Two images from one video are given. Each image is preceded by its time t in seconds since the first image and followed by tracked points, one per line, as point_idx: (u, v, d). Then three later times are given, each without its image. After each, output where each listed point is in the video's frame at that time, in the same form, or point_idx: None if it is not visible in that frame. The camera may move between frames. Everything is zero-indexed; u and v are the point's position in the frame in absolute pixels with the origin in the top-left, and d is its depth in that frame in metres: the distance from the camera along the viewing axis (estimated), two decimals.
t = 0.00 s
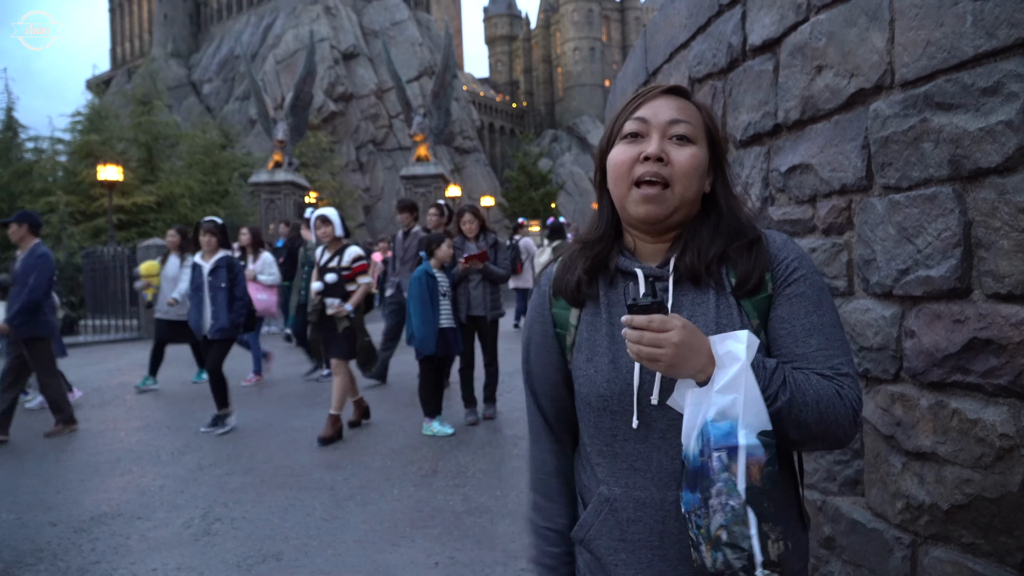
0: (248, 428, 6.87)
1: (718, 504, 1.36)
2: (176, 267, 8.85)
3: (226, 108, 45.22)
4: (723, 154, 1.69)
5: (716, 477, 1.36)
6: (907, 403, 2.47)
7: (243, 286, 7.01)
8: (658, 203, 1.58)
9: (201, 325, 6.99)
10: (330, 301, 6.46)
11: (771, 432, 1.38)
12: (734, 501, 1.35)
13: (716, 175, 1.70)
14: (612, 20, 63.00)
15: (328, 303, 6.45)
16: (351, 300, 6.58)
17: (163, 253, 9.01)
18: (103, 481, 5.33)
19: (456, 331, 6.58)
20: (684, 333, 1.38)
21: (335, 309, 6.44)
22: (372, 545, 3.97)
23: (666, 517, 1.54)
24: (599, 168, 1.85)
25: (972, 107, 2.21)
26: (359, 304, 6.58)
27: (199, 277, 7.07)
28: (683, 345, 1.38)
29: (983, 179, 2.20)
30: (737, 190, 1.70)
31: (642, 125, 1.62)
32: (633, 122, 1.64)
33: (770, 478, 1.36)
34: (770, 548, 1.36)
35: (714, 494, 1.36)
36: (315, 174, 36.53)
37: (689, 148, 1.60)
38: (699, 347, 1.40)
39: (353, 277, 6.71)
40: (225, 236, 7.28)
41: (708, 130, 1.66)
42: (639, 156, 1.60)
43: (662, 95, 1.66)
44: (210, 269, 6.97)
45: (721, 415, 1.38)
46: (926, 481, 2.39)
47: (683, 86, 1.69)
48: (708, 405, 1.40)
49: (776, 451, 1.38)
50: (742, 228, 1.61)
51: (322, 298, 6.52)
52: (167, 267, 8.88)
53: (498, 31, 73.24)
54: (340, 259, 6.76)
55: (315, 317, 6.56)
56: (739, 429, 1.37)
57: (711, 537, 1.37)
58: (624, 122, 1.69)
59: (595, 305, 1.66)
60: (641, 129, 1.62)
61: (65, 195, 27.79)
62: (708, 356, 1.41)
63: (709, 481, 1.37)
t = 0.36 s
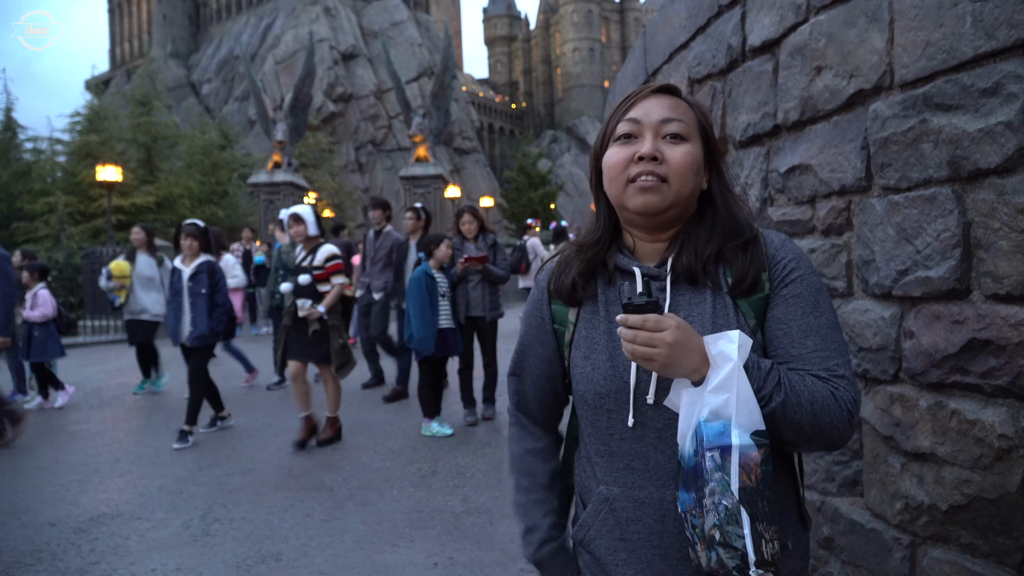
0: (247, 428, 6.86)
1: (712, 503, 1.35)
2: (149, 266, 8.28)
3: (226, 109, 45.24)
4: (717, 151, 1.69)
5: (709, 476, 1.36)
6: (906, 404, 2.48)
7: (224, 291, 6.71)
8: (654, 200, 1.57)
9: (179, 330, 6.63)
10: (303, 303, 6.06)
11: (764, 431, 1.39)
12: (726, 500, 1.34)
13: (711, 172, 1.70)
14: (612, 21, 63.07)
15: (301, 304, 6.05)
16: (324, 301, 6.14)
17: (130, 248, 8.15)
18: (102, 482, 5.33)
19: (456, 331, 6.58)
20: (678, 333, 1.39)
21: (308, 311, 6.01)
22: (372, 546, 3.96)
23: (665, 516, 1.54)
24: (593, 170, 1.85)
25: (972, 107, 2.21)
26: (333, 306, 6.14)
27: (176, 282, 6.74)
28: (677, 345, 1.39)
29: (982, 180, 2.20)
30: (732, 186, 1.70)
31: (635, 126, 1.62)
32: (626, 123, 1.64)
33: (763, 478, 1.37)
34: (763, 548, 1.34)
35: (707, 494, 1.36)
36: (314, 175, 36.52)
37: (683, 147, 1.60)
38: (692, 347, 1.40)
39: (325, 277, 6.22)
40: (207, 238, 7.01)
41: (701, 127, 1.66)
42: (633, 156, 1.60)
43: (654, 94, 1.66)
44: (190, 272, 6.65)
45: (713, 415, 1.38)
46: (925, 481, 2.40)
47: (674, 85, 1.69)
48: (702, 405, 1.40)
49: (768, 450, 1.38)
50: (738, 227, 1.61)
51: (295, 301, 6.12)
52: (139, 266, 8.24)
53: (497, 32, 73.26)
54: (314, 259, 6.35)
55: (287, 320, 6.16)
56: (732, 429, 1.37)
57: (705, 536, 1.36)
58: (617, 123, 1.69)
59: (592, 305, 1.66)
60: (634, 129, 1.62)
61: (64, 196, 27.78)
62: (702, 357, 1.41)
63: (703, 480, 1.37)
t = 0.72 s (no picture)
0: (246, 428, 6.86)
1: (727, 506, 1.36)
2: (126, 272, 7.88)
3: (225, 108, 45.25)
4: (717, 148, 1.69)
5: (723, 478, 1.37)
6: (905, 403, 2.48)
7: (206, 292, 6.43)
8: (654, 201, 1.58)
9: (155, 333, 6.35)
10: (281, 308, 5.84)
11: (774, 431, 1.40)
12: (742, 503, 1.36)
13: (711, 170, 1.70)
14: (612, 21, 63.12)
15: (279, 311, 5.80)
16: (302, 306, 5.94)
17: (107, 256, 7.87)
18: (100, 481, 5.33)
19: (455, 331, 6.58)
20: (681, 333, 1.39)
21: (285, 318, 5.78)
22: (370, 545, 3.96)
23: (666, 515, 1.54)
24: (593, 170, 1.85)
25: (970, 107, 2.21)
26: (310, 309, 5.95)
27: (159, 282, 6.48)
28: (681, 345, 1.39)
29: (981, 180, 2.21)
30: (733, 184, 1.71)
31: (633, 126, 1.63)
32: (624, 123, 1.64)
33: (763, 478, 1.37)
34: (780, 547, 1.36)
35: (721, 496, 1.37)
36: (313, 174, 36.52)
37: (682, 146, 1.60)
38: (697, 348, 1.40)
39: (299, 279, 6.01)
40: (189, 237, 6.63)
41: (700, 125, 1.66)
42: (632, 156, 1.60)
43: (652, 93, 1.67)
44: (171, 271, 6.44)
45: (723, 416, 1.39)
46: (923, 480, 2.40)
47: (672, 84, 1.69)
48: (711, 407, 1.40)
49: (779, 450, 1.39)
50: (738, 226, 1.61)
51: (271, 307, 5.88)
52: (115, 271, 7.88)
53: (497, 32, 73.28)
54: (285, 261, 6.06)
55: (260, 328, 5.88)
56: (742, 430, 1.38)
57: (719, 539, 1.36)
58: (615, 123, 1.69)
59: (592, 303, 1.67)
60: (633, 130, 1.63)
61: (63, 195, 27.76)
62: (706, 357, 1.41)
63: (715, 482, 1.38)
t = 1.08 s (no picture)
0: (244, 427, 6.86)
1: (708, 510, 1.36)
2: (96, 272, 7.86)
3: (224, 108, 45.21)
4: (716, 149, 1.69)
5: (706, 482, 1.37)
6: (903, 403, 2.48)
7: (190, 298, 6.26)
8: (651, 201, 1.58)
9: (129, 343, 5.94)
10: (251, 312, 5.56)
11: (761, 437, 1.39)
12: (722, 508, 1.35)
13: (710, 170, 1.70)
14: (611, 20, 63.15)
15: (250, 316, 5.55)
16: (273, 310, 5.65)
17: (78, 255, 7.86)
18: (99, 481, 5.33)
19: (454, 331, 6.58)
20: (676, 337, 1.39)
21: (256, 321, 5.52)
22: (369, 544, 3.97)
23: (661, 520, 1.54)
24: (591, 169, 1.85)
25: (968, 107, 2.21)
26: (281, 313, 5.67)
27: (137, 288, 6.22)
28: (676, 349, 1.39)
29: (979, 180, 2.21)
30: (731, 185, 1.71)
31: (631, 124, 1.63)
32: (623, 122, 1.64)
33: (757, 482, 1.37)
34: (760, 555, 1.35)
35: (703, 500, 1.36)
36: (312, 174, 36.50)
37: (680, 145, 1.60)
38: (691, 351, 1.40)
39: (270, 284, 5.70)
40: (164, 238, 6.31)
41: (699, 125, 1.66)
42: (630, 155, 1.60)
43: (651, 92, 1.67)
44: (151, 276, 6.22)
45: (710, 421, 1.38)
46: (921, 480, 2.40)
47: (671, 83, 1.69)
48: (700, 411, 1.40)
49: (766, 456, 1.38)
50: (736, 228, 1.61)
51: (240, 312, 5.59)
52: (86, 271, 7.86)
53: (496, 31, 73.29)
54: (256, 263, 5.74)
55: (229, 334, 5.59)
56: (728, 435, 1.37)
57: (701, 542, 1.37)
58: (614, 122, 1.70)
59: (588, 305, 1.67)
60: (631, 128, 1.63)
61: (62, 195, 27.72)
62: (700, 361, 1.41)
63: (700, 486, 1.38)
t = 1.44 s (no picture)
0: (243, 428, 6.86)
1: (694, 515, 1.37)
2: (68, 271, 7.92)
3: (224, 108, 45.21)
4: (710, 152, 1.69)
5: (693, 487, 1.37)
6: (902, 404, 2.48)
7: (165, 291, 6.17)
8: (643, 204, 1.58)
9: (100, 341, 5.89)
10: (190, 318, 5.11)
11: (749, 442, 1.39)
12: (708, 513, 1.35)
13: (704, 173, 1.70)
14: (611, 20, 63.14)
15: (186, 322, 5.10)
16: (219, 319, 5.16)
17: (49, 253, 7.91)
18: (98, 482, 5.32)
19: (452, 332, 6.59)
20: (663, 343, 1.38)
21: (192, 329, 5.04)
22: (369, 545, 3.97)
23: (657, 530, 1.55)
24: (587, 172, 1.86)
25: (967, 109, 2.22)
26: (229, 324, 5.14)
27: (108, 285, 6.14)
28: (663, 354, 1.38)
29: (977, 181, 2.21)
30: (726, 188, 1.71)
31: (624, 126, 1.63)
32: (616, 124, 1.65)
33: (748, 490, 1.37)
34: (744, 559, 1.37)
35: (689, 505, 1.37)
36: (311, 174, 36.48)
37: (672, 147, 1.60)
38: (681, 356, 1.40)
39: (223, 292, 5.27)
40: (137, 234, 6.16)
41: (692, 128, 1.66)
42: (622, 157, 1.60)
43: (645, 95, 1.67)
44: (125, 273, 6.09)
45: (698, 426, 1.38)
46: (920, 481, 2.40)
47: (666, 86, 1.69)
48: (688, 415, 1.40)
49: (753, 461, 1.38)
50: (730, 230, 1.61)
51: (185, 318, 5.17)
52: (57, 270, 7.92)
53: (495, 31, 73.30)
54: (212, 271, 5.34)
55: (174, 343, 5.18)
56: (716, 440, 1.37)
57: (688, 546, 1.38)
58: (607, 124, 1.70)
59: (587, 310, 1.66)
60: (624, 130, 1.63)
61: (61, 195, 27.72)
62: (690, 365, 1.41)
63: (686, 490, 1.38)
